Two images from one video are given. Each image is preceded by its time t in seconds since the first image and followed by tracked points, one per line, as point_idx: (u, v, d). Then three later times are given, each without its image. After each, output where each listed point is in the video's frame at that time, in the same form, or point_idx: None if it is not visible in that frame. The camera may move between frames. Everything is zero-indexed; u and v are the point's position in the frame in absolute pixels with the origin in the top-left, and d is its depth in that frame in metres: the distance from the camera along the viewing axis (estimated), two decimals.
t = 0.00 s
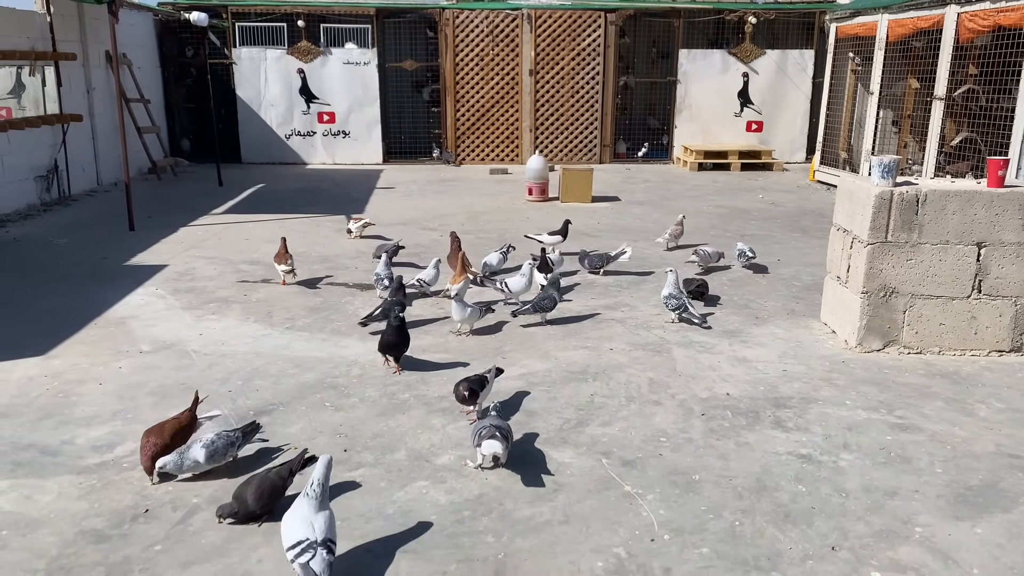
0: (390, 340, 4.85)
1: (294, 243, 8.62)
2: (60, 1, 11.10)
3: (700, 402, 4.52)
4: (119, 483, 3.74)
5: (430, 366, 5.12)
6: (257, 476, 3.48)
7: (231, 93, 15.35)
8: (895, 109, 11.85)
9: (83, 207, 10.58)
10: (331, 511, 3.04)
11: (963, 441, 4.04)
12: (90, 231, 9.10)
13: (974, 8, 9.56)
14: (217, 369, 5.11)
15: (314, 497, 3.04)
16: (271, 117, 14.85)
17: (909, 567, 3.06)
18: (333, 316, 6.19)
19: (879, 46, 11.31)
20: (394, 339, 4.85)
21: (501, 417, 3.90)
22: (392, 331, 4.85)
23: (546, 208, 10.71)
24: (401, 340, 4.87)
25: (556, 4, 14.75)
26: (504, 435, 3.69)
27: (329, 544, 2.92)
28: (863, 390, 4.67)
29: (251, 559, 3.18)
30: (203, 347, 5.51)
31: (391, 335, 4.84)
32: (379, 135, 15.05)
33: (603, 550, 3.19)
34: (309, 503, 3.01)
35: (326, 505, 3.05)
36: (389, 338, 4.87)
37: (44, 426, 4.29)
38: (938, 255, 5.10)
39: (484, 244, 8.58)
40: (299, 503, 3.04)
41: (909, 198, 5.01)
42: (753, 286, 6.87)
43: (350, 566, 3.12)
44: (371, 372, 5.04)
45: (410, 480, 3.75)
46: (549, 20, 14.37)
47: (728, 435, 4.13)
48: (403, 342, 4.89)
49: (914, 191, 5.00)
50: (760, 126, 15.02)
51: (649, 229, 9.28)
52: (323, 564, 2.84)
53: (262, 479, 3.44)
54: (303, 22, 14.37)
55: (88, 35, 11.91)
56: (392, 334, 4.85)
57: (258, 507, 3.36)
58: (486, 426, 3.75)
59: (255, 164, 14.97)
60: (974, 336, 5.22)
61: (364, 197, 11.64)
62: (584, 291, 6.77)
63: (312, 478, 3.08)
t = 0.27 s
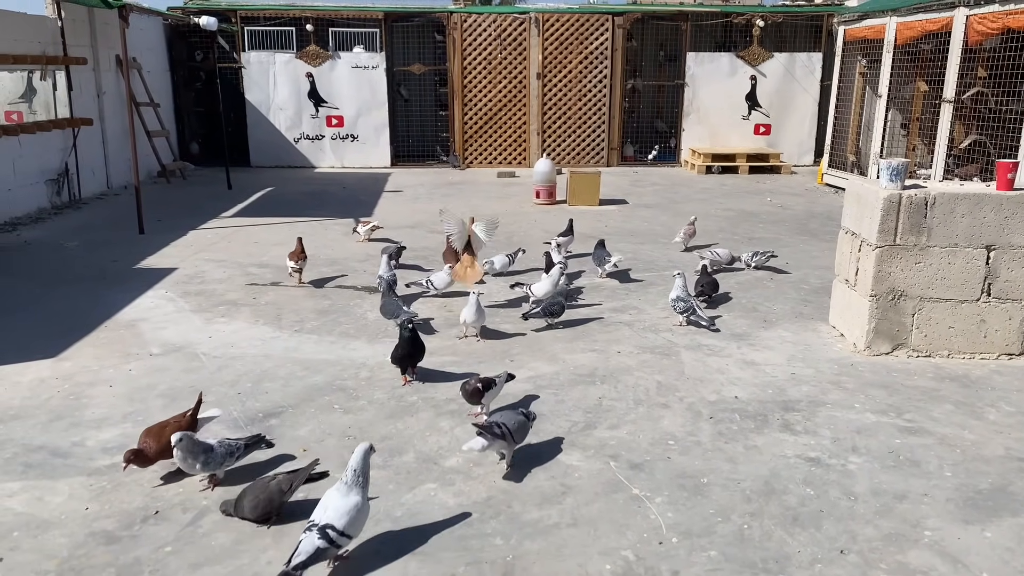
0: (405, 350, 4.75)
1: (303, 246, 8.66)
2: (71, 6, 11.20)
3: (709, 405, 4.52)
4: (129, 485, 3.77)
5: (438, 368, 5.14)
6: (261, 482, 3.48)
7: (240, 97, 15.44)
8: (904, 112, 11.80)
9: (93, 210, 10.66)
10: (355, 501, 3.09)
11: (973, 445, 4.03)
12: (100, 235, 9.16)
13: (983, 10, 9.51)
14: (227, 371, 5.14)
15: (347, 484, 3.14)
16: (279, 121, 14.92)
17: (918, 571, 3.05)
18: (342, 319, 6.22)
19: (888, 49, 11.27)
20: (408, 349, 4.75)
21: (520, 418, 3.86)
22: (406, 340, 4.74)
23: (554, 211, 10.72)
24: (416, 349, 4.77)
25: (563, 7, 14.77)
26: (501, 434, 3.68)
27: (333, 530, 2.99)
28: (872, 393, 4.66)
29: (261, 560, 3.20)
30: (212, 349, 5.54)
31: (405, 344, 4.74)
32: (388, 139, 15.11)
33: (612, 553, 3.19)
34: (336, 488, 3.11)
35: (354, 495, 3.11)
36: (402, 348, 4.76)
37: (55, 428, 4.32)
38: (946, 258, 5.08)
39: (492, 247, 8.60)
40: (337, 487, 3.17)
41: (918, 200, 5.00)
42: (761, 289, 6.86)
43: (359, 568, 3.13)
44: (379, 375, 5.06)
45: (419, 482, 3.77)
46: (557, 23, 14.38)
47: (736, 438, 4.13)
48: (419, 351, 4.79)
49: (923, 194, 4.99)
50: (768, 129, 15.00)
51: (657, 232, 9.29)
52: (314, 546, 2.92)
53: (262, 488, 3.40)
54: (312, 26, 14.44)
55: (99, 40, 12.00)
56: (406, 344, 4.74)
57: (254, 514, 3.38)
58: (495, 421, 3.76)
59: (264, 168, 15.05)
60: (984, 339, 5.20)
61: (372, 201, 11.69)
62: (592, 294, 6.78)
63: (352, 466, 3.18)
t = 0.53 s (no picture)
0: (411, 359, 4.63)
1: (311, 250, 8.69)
2: (81, 11, 11.28)
3: (717, 409, 4.51)
4: (137, 488, 3.78)
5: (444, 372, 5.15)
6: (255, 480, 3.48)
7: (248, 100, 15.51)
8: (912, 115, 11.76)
9: (102, 214, 10.72)
10: (393, 492, 3.16)
11: (984, 449, 4.01)
12: (109, 238, 9.21)
13: (992, 14, 9.46)
14: (235, 374, 5.16)
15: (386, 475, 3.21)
16: (288, 125, 14.98)
17: None
18: (349, 322, 6.24)
19: (896, 52, 11.24)
20: (414, 358, 4.63)
21: (531, 426, 3.84)
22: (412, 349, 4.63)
23: (561, 215, 10.73)
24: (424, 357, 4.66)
25: (570, 11, 14.79)
26: (503, 436, 3.68)
27: (370, 518, 3.05)
28: (881, 397, 4.64)
29: (269, 562, 3.20)
30: (220, 352, 5.56)
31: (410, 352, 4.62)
32: (395, 143, 15.16)
33: (620, 556, 3.19)
34: (376, 479, 3.19)
35: (392, 486, 3.18)
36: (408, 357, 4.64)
37: (64, 430, 4.35)
38: (956, 261, 5.07)
39: (500, 250, 8.61)
40: (375, 478, 3.25)
41: (926, 204, 4.99)
42: (770, 293, 6.84)
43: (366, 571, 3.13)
44: (386, 378, 5.07)
45: (426, 485, 3.77)
46: (564, 27, 14.41)
47: (744, 442, 4.12)
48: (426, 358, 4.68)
49: (932, 197, 4.98)
50: (775, 132, 14.99)
51: (664, 235, 9.28)
52: (352, 532, 2.98)
53: (258, 480, 3.43)
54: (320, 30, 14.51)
55: (109, 44, 12.08)
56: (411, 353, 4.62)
57: (246, 507, 3.38)
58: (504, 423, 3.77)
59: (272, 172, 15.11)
60: (993, 343, 5.17)
61: (380, 204, 11.72)
62: (600, 298, 6.78)
63: (394, 456, 3.26)
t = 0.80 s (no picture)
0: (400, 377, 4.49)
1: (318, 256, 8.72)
2: (91, 19, 11.38)
3: (724, 417, 4.50)
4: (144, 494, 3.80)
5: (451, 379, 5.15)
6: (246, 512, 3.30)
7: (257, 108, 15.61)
8: (920, 123, 11.73)
9: (111, 220, 10.79)
10: (417, 490, 3.24)
11: (992, 458, 3.99)
12: (118, 244, 9.27)
13: (1000, 21, 9.44)
14: (243, 380, 5.18)
15: (413, 474, 3.31)
16: (296, 132, 15.05)
17: None
18: (356, 328, 6.26)
19: (903, 59, 11.22)
20: (404, 375, 4.49)
21: (551, 424, 3.86)
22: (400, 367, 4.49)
23: (568, 222, 10.74)
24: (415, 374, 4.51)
25: (577, 19, 14.83)
26: (519, 440, 3.74)
27: (390, 512, 3.15)
28: (888, 405, 4.62)
29: (275, 569, 3.21)
30: (228, 358, 5.59)
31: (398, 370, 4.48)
32: (403, 150, 15.22)
33: (626, 564, 3.19)
34: (403, 476, 3.29)
35: (417, 484, 3.27)
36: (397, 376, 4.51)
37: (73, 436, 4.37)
38: (963, 269, 5.05)
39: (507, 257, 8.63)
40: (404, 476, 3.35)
41: (934, 211, 4.98)
42: (777, 300, 6.83)
43: None
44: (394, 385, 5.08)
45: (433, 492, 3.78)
46: (572, 35, 14.45)
47: (751, 450, 4.11)
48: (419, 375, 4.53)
49: (940, 205, 4.97)
50: (783, 140, 14.97)
51: (671, 242, 9.28)
52: (370, 524, 3.09)
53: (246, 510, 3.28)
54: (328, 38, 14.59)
55: (119, 52, 12.18)
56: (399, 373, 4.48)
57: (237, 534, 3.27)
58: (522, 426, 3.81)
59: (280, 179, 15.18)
60: (1001, 351, 5.15)
61: (387, 211, 11.76)
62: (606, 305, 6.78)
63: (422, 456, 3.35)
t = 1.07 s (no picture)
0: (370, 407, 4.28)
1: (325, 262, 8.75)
2: (100, 26, 11.47)
3: (730, 423, 4.49)
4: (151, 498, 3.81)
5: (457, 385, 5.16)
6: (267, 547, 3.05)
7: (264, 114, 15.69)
8: (927, 130, 11.71)
9: (119, 226, 10.84)
10: (442, 498, 3.22)
11: (1000, 465, 3.97)
12: (126, 250, 9.31)
13: (1007, 28, 9.43)
14: (249, 385, 5.19)
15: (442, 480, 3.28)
16: (303, 139, 15.12)
17: None
18: (363, 334, 6.27)
19: (910, 67, 11.21)
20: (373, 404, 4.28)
21: (586, 430, 3.82)
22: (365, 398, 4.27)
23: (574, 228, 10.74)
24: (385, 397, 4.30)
25: (584, 26, 14.86)
26: (549, 441, 3.75)
27: (409, 516, 3.16)
28: (896, 412, 4.60)
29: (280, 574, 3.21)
30: (235, 364, 5.60)
31: (366, 402, 4.26)
32: (409, 156, 15.27)
33: (632, 571, 3.18)
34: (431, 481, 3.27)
35: (443, 491, 3.24)
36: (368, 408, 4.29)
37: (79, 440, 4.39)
38: (971, 276, 5.04)
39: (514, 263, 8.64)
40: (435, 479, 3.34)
41: (941, 218, 4.97)
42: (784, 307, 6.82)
43: None
44: (399, 390, 5.08)
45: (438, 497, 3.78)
46: (578, 42, 14.48)
47: (758, 457, 4.09)
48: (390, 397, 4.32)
49: (947, 211, 4.96)
50: (789, 147, 14.97)
51: (678, 249, 9.27)
52: (388, 524, 3.12)
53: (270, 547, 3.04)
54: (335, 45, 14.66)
55: (127, 59, 12.27)
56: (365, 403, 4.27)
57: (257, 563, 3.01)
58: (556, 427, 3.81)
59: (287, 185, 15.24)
60: (1010, 358, 5.12)
61: (394, 217, 11.79)
62: (612, 311, 6.78)
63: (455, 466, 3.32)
